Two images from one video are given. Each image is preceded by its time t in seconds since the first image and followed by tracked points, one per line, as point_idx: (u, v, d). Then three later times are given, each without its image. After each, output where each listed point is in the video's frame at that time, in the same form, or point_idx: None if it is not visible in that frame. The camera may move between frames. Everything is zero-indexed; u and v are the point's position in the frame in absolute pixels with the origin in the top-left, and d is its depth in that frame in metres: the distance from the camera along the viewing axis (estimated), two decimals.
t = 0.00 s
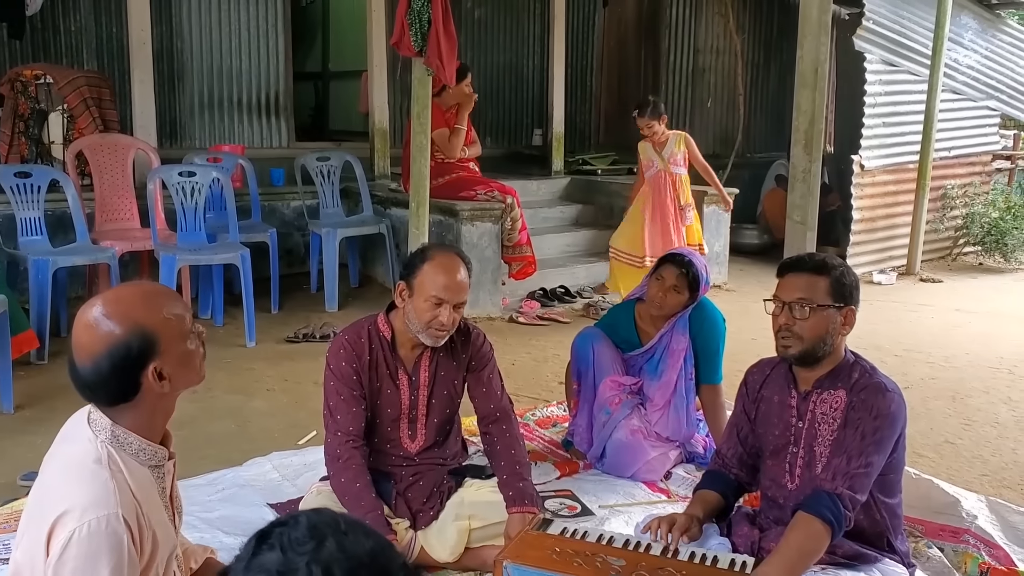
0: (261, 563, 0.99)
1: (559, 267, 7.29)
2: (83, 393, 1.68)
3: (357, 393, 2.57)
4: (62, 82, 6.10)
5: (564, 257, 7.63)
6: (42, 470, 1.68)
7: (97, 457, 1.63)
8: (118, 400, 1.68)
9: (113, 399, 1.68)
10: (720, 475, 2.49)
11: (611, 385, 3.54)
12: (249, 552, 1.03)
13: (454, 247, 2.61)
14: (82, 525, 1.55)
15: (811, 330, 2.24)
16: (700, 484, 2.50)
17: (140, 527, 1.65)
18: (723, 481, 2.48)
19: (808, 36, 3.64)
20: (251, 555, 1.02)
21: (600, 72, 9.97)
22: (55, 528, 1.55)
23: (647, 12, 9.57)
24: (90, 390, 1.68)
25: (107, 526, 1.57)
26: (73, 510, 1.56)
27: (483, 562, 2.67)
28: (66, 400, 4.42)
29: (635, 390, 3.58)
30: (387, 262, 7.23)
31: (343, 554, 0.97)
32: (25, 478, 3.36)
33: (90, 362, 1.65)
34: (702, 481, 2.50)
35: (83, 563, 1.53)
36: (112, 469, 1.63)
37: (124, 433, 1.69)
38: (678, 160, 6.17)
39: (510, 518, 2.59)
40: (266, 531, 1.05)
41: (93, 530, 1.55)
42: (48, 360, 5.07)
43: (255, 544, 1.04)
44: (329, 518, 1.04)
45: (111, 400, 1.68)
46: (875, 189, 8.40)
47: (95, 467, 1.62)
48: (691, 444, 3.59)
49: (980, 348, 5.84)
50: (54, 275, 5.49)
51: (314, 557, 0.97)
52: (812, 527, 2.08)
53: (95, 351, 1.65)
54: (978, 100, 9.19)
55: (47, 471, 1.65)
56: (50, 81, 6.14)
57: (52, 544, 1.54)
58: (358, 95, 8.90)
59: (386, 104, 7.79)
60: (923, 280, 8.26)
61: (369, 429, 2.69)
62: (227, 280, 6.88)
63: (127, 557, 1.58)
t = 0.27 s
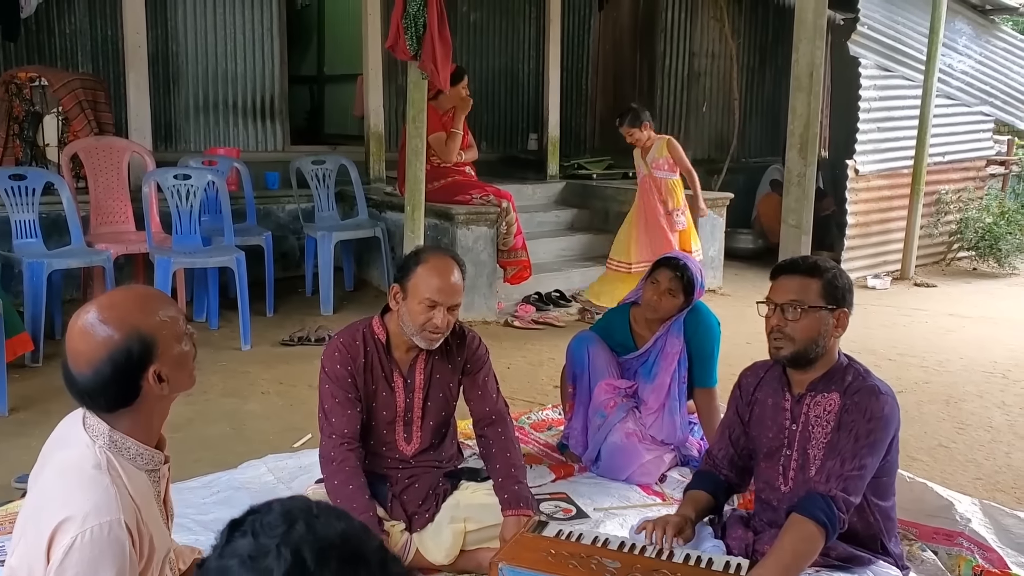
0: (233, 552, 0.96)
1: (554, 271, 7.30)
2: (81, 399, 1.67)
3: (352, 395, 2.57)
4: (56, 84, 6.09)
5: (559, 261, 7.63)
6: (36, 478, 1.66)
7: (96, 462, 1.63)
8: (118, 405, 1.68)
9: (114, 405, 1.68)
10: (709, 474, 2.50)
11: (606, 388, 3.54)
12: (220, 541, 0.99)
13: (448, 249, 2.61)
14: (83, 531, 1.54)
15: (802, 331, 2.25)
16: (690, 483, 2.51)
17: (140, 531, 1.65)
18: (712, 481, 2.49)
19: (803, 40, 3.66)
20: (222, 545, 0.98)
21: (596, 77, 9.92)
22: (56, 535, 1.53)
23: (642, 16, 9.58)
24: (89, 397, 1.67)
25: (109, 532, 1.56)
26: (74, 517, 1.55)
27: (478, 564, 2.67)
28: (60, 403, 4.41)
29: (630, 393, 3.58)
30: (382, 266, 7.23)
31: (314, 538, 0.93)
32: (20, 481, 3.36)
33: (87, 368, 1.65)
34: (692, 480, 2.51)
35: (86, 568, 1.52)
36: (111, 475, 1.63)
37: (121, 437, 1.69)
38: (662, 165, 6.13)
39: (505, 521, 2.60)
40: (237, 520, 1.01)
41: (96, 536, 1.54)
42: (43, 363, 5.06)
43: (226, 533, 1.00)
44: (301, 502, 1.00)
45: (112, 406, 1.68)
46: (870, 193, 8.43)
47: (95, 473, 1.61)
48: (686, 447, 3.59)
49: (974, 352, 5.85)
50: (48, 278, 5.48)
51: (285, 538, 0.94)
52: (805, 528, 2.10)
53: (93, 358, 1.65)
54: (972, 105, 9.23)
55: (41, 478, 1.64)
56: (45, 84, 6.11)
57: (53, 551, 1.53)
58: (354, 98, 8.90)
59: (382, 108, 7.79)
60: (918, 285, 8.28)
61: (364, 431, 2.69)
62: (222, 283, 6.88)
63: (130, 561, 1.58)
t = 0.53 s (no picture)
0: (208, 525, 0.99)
1: (550, 271, 7.31)
2: (77, 395, 1.67)
3: (347, 394, 2.57)
4: (52, 83, 6.10)
5: (555, 261, 7.64)
6: (30, 477, 1.65)
7: (91, 460, 1.62)
8: (113, 401, 1.68)
9: (108, 402, 1.68)
10: (711, 476, 2.51)
11: (602, 387, 3.55)
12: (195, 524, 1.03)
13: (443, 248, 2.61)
14: (79, 530, 1.53)
15: (796, 329, 2.26)
16: (693, 485, 2.52)
17: (136, 529, 1.64)
18: (715, 482, 2.49)
19: (799, 39, 3.66)
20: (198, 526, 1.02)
21: (592, 77, 9.81)
22: (51, 533, 1.52)
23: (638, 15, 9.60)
24: (83, 394, 1.67)
25: (106, 530, 1.55)
26: (70, 516, 1.54)
27: (475, 562, 2.68)
28: (55, 401, 4.40)
29: (626, 392, 3.58)
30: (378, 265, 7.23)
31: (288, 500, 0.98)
32: (15, 479, 3.35)
33: (82, 365, 1.65)
34: (694, 482, 2.52)
35: (82, 567, 1.52)
36: (106, 473, 1.62)
37: (116, 435, 1.69)
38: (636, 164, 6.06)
39: (501, 518, 2.59)
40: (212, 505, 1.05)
41: (91, 535, 1.54)
42: (38, 361, 5.05)
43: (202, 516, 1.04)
44: (278, 480, 1.05)
45: (106, 403, 1.68)
46: (865, 193, 8.45)
47: (90, 471, 1.61)
48: (682, 445, 3.59)
49: (968, 351, 5.87)
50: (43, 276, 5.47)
51: (258, 500, 0.98)
52: (800, 525, 2.10)
53: (87, 354, 1.65)
54: (967, 105, 9.26)
55: (36, 477, 1.63)
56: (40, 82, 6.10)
57: (49, 550, 1.52)
58: (349, 97, 8.89)
59: (377, 107, 7.79)
60: (913, 285, 8.30)
61: (360, 430, 2.69)
62: (218, 282, 6.87)
63: (127, 559, 1.57)
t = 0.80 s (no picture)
0: (178, 504, 1.18)
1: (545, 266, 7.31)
2: (68, 387, 1.67)
3: (345, 386, 2.57)
4: (46, 77, 6.06)
5: (551, 256, 7.64)
6: (22, 470, 1.65)
7: (81, 454, 1.62)
8: (105, 393, 1.67)
9: (100, 393, 1.67)
10: (708, 466, 2.52)
11: (597, 381, 3.55)
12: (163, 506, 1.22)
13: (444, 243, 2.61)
14: (69, 523, 1.53)
15: (803, 326, 2.26)
16: (689, 474, 2.53)
17: (125, 523, 1.64)
18: (711, 472, 2.51)
19: (794, 33, 3.66)
20: (167, 507, 1.21)
21: (587, 72, 9.88)
22: (41, 527, 1.52)
23: (633, 11, 9.59)
24: (74, 386, 1.66)
25: (96, 523, 1.55)
26: (59, 509, 1.53)
27: (470, 555, 2.68)
28: (49, 396, 4.39)
29: (620, 386, 3.58)
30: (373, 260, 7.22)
31: (252, 473, 1.19)
32: (9, 473, 3.35)
33: (74, 357, 1.64)
34: (691, 471, 2.53)
35: (71, 560, 1.51)
36: (96, 466, 1.62)
37: (107, 429, 1.69)
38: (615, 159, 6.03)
39: (496, 511, 2.60)
40: (174, 488, 1.23)
41: (81, 528, 1.53)
42: (32, 356, 5.04)
43: (168, 499, 1.22)
44: (232, 460, 1.26)
45: (98, 395, 1.67)
46: (859, 188, 8.47)
47: (81, 464, 1.60)
48: (676, 440, 3.60)
49: (962, 346, 5.89)
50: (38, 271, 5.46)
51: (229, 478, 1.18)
52: (797, 520, 2.08)
53: (80, 346, 1.64)
54: (961, 101, 9.28)
55: (28, 470, 1.63)
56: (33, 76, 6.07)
57: (38, 543, 1.51)
58: (344, 92, 8.87)
59: (372, 101, 7.77)
60: (907, 280, 8.33)
61: (357, 422, 2.69)
62: (213, 277, 6.86)
63: (116, 552, 1.57)
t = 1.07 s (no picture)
0: (159, 490, 1.27)
1: (542, 260, 7.32)
2: (65, 380, 1.68)
3: (346, 377, 2.58)
4: (43, 72, 6.08)
5: (547, 250, 7.65)
6: (19, 464, 1.65)
7: (78, 447, 1.62)
8: (101, 385, 1.69)
9: (97, 386, 1.68)
10: (709, 456, 2.52)
11: (594, 374, 3.56)
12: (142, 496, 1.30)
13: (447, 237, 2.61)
14: (66, 515, 1.53)
15: (818, 348, 2.23)
16: (690, 465, 2.54)
17: (122, 517, 1.64)
18: (712, 463, 2.52)
19: (790, 26, 3.67)
20: (146, 497, 1.29)
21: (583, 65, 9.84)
22: (39, 519, 1.53)
23: (629, 4, 9.58)
24: (71, 378, 1.67)
25: (93, 516, 1.55)
26: (56, 502, 1.53)
27: (468, 547, 2.70)
28: (47, 390, 4.40)
29: (617, 379, 3.60)
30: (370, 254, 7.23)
31: (228, 451, 1.31)
32: (9, 466, 3.36)
33: (71, 349, 1.66)
34: (692, 462, 2.54)
35: (69, 553, 1.51)
36: (93, 459, 1.63)
37: (103, 422, 1.69)
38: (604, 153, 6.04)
39: (493, 503, 2.62)
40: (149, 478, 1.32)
41: (78, 520, 1.53)
42: (30, 350, 5.05)
43: (145, 490, 1.30)
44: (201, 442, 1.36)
45: (95, 387, 1.68)
46: (856, 181, 8.48)
47: (77, 456, 1.61)
48: (672, 432, 3.62)
49: (957, 338, 5.91)
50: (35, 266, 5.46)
51: (209, 457, 1.29)
52: (798, 515, 2.09)
53: (77, 338, 1.66)
54: (957, 94, 9.29)
55: (25, 463, 1.63)
56: (30, 71, 6.05)
57: (36, 535, 1.52)
58: (341, 87, 8.86)
59: (369, 95, 7.77)
60: (903, 273, 8.34)
61: (357, 414, 2.71)
62: (210, 272, 6.87)
63: (113, 545, 1.57)
